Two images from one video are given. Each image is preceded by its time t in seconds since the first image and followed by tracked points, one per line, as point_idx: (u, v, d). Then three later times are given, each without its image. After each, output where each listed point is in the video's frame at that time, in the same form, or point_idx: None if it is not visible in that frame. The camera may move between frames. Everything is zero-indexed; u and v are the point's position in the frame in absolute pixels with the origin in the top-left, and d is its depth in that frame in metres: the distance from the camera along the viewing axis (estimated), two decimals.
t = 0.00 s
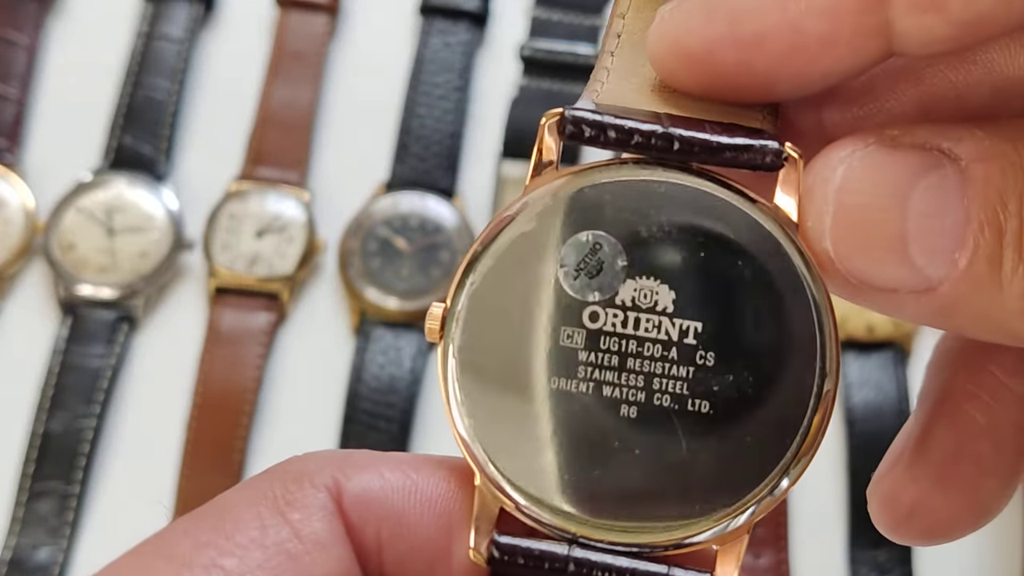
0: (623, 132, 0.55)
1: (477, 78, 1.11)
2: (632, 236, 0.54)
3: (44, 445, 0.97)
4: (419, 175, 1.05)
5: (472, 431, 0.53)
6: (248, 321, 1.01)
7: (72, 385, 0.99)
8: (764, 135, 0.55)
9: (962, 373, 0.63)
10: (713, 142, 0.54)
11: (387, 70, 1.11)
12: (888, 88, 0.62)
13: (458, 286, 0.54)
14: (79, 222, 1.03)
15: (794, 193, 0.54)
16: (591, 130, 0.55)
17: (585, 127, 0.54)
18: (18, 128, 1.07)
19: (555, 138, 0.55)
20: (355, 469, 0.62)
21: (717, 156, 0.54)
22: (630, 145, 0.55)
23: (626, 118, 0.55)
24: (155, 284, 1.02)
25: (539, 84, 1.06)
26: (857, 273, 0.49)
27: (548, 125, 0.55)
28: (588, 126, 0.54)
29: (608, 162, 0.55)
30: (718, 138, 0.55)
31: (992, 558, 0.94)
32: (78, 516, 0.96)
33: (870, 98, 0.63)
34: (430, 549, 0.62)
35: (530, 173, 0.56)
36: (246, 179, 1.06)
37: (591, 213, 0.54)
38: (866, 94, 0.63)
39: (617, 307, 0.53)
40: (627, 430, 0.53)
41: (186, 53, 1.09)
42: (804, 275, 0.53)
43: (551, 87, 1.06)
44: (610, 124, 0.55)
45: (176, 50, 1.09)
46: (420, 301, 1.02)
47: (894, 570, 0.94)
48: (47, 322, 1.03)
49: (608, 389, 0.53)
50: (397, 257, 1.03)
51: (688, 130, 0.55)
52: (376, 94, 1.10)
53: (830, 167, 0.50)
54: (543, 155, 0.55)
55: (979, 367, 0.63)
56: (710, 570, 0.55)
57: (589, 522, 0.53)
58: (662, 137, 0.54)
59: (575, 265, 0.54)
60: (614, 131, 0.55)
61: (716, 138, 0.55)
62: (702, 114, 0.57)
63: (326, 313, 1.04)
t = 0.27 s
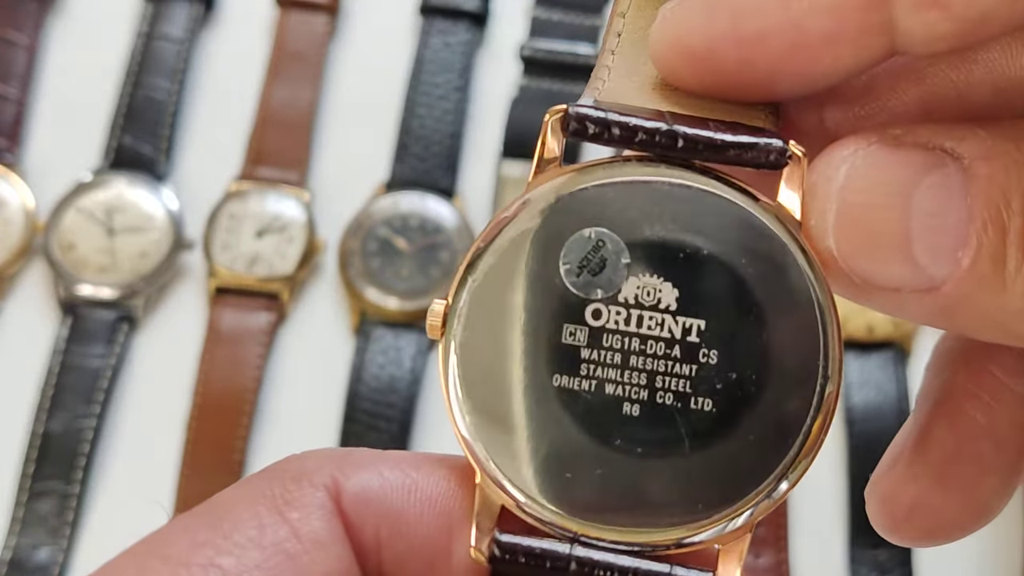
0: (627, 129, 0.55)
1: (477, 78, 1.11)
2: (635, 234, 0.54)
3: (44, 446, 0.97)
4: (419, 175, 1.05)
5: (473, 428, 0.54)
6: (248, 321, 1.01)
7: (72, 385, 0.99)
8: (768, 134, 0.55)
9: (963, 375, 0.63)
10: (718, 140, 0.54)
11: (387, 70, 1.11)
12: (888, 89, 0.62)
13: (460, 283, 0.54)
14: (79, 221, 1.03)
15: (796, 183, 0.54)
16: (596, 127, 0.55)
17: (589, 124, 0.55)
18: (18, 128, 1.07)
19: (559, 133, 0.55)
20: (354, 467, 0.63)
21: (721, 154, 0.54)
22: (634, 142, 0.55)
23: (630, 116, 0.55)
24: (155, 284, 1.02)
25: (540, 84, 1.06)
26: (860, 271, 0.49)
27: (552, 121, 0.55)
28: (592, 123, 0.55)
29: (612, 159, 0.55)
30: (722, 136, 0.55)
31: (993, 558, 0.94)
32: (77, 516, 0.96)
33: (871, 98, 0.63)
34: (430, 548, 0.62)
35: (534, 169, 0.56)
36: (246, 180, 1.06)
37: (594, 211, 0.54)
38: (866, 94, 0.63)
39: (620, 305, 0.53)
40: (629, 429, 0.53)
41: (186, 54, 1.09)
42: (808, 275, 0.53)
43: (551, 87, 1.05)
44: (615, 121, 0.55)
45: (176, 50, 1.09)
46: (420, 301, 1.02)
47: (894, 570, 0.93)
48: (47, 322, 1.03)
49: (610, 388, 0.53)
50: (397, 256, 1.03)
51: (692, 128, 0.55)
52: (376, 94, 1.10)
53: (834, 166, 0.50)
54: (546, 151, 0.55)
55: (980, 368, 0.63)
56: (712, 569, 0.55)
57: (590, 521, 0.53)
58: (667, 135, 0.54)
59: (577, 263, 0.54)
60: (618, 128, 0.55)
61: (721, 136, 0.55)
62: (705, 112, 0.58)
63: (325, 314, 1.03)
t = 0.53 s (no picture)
0: (638, 145, 0.55)
1: (477, 78, 1.11)
2: (643, 248, 0.54)
3: (44, 446, 0.97)
4: (419, 175, 1.05)
5: (478, 439, 0.54)
6: (248, 321, 1.01)
7: (72, 385, 0.99)
8: (778, 150, 0.56)
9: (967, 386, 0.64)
10: (728, 156, 0.55)
11: (388, 70, 1.11)
12: (892, 103, 0.62)
13: (468, 294, 0.55)
14: (79, 221, 1.03)
15: (806, 202, 0.54)
16: (606, 141, 0.55)
17: (600, 139, 0.55)
18: (18, 128, 1.07)
19: (568, 147, 0.55)
20: (357, 480, 0.62)
21: (731, 170, 0.55)
22: (645, 157, 0.55)
23: (640, 131, 0.56)
24: (155, 284, 1.02)
25: (540, 84, 1.06)
26: (869, 288, 0.49)
27: (561, 137, 0.55)
28: (602, 138, 0.55)
29: (623, 173, 0.55)
30: (732, 152, 0.55)
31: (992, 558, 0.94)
32: (78, 515, 0.96)
33: (875, 113, 0.63)
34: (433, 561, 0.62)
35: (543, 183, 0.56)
36: (246, 179, 1.06)
37: (603, 225, 0.54)
38: (870, 108, 0.63)
39: (628, 319, 0.54)
40: (636, 442, 0.53)
41: (186, 53, 1.09)
42: (816, 293, 0.53)
43: (551, 88, 1.06)
44: (625, 136, 0.55)
45: (175, 49, 1.09)
46: (420, 301, 1.02)
47: (894, 571, 0.94)
48: (47, 322, 1.03)
49: (617, 401, 0.53)
50: (397, 256, 1.03)
51: (703, 144, 0.55)
52: (376, 93, 1.10)
53: (842, 184, 0.50)
54: (555, 166, 0.55)
55: (981, 377, 0.64)
56: None
57: (595, 535, 0.53)
58: (677, 150, 0.55)
59: (586, 276, 0.54)
60: (629, 143, 0.55)
61: (731, 152, 0.55)
62: (711, 127, 0.58)
63: (326, 312, 1.04)
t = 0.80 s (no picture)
0: (636, 141, 0.55)
1: (477, 78, 1.11)
2: (641, 245, 0.54)
3: (44, 446, 0.97)
4: (419, 175, 1.05)
5: (474, 436, 0.54)
6: (248, 321, 1.01)
7: (72, 385, 1.00)
8: (776, 148, 0.56)
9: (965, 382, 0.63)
10: (726, 153, 0.55)
11: (388, 70, 1.11)
12: (889, 99, 0.63)
13: (464, 290, 0.55)
14: (79, 221, 1.03)
15: (802, 201, 0.55)
16: (605, 137, 0.55)
17: (598, 135, 0.55)
18: (18, 128, 1.07)
19: (566, 144, 0.55)
20: (351, 478, 0.63)
21: (729, 167, 0.55)
22: (643, 154, 0.55)
23: (638, 128, 0.56)
24: (155, 284, 1.02)
25: (540, 84, 1.06)
26: (866, 286, 0.49)
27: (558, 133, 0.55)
28: (600, 135, 0.55)
29: (620, 170, 0.55)
30: (730, 149, 0.55)
31: (992, 558, 0.94)
32: (78, 515, 0.96)
33: (873, 108, 0.63)
34: (428, 559, 0.63)
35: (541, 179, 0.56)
36: (246, 179, 1.06)
37: (601, 222, 0.54)
38: (867, 104, 0.64)
39: (625, 316, 0.54)
40: (633, 439, 0.53)
41: (186, 53, 1.09)
42: (814, 293, 0.53)
43: (551, 88, 1.06)
44: (623, 133, 0.55)
45: (176, 50, 1.09)
46: (420, 301, 1.02)
47: (894, 570, 0.94)
48: (47, 322, 1.03)
49: (614, 398, 0.53)
50: (397, 256, 1.03)
51: (701, 141, 0.55)
52: (376, 93, 1.10)
53: (840, 182, 0.50)
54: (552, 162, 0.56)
55: (978, 375, 0.63)
56: None
57: (590, 532, 0.53)
58: (675, 147, 0.55)
59: (583, 272, 0.54)
60: (627, 140, 0.55)
61: (729, 149, 0.55)
62: (708, 123, 0.58)
63: (326, 311, 1.04)
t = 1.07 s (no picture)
0: (645, 145, 0.55)
1: (478, 78, 1.11)
2: (646, 248, 0.54)
3: (44, 446, 0.97)
4: (419, 175, 1.05)
5: (477, 437, 0.54)
6: (248, 321, 1.01)
7: (72, 385, 0.99)
8: (783, 154, 0.56)
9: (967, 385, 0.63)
10: (735, 159, 0.55)
11: (387, 70, 1.11)
12: (892, 103, 0.63)
13: (470, 290, 0.55)
14: (79, 221, 1.03)
15: (811, 202, 0.55)
16: (614, 140, 0.54)
17: (608, 138, 0.54)
18: (18, 128, 1.07)
19: (574, 146, 0.55)
20: (348, 481, 0.62)
21: (737, 173, 0.55)
22: (652, 158, 0.55)
23: (647, 132, 0.56)
24: (155, 284, 1.02)
25: (540, 84, 1.06)
26: (872, 290, 0.49)
27: (568, 136, 0.54)
28: (611, 138, 0.54)
29: (628, 174, 0.55)
30: (738, 154, 0.55)
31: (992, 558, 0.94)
32: (77, 515, 0.96)
33: (875, 113, 0.64)
34: (426, 561, 0.63)
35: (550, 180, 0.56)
36: (246, 179, 1.06)
37: (608, 224, 0.54)
38: (870, 109, 0.64)
39: (631, 319, 0.53)
40: (637, 441, 0.53)
41: (186, 53, 1.09)
42: (819, 301, 0.54)
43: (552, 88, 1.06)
44: (633, 136, 0.55)
45: (176, 50, 1.09)
46: (420, 301, 1.02)
47: (894, 570, 0.94)
48: (48, 322, 1.03)
49: (619, 400, 0.53)
50: (397, 256, 1.03)
51: (710, 146, 0.55)
52: (376, 93, 1.10)
53: (845, 187, 0.51)
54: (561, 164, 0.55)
55: (979, 382, 0.63)
56: None
57: (591, 535, 0.53)
58: (684, 152, 0.55)
59: (590, 274, 0.54)
60: (637, 143, 0.55)
61: (737, 154, 0.55)
62: (714, 128, 0.58)
63: (326, 311, 1.04)
